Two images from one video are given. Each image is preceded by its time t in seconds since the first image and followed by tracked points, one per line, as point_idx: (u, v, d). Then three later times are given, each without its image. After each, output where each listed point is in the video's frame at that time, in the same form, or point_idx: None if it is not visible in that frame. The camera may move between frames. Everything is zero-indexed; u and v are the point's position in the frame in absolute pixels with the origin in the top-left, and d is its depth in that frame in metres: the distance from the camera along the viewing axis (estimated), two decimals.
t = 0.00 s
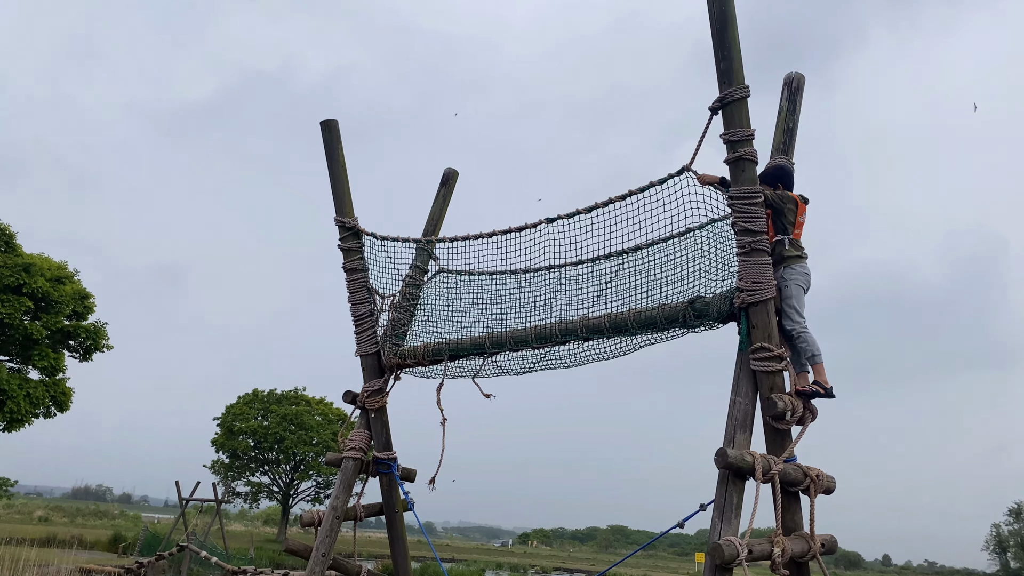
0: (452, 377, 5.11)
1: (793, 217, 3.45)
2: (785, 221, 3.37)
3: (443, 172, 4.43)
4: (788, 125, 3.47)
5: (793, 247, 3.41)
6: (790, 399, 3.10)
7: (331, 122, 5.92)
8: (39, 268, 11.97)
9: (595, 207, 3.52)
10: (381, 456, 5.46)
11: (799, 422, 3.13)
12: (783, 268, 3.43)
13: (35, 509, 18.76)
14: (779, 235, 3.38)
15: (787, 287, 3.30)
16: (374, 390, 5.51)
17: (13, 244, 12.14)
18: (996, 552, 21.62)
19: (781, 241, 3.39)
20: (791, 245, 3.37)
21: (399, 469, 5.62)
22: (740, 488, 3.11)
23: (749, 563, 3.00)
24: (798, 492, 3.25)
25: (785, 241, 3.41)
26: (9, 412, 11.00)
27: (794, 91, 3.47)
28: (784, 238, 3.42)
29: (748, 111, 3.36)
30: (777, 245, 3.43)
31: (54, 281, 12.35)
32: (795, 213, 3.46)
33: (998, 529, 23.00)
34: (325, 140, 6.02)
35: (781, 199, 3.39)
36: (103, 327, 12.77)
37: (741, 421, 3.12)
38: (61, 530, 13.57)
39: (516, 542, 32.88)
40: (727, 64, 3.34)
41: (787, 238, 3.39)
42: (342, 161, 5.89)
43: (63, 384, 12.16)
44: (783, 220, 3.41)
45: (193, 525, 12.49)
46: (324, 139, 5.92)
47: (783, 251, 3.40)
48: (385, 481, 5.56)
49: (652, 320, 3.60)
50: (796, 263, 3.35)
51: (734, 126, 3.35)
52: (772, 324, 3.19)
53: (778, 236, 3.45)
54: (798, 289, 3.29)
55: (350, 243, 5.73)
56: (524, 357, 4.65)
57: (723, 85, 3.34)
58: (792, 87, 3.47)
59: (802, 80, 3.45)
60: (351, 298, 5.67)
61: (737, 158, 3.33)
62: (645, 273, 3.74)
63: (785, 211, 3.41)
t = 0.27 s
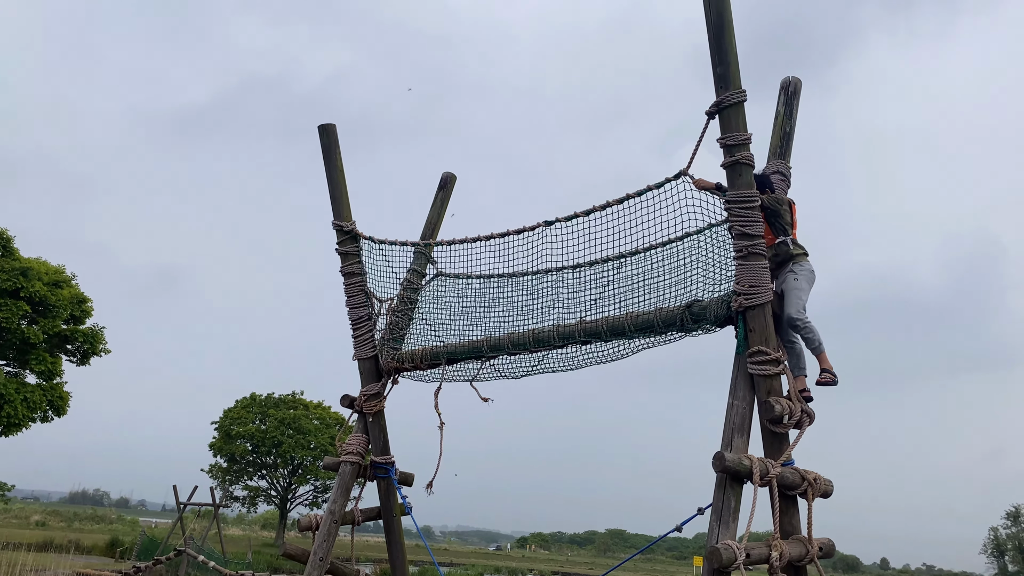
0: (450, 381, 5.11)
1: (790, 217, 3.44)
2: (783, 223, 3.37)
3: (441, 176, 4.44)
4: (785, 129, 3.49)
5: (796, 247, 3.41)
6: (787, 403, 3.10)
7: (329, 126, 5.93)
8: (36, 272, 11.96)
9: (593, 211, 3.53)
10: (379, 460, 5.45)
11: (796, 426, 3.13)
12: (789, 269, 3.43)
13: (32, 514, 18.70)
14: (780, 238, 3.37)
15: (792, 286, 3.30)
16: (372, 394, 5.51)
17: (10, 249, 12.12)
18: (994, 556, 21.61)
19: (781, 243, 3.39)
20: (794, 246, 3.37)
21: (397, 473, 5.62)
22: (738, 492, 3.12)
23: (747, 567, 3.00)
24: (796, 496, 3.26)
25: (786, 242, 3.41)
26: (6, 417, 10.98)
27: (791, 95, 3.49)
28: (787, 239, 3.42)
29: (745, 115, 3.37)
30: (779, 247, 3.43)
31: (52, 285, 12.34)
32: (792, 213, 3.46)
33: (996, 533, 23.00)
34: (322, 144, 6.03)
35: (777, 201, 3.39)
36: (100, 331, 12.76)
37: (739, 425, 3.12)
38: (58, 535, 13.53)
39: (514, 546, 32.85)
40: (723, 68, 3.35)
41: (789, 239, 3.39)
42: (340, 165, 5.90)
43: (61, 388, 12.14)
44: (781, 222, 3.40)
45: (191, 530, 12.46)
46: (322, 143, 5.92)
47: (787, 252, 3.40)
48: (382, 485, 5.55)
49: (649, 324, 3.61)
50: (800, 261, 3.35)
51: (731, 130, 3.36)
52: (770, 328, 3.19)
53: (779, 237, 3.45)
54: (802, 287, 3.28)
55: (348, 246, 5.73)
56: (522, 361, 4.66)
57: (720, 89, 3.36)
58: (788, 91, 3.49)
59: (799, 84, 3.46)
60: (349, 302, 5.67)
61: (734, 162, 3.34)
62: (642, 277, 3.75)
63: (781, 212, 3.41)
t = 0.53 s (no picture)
0: (447, 384, 5.10)
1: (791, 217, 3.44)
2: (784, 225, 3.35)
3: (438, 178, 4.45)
4: (781, 131, 3.51)
5: (799, 248, 3.40)
6: (784, 405, 3.10)
7: (326, 128, 5.94)
8: (32, 275, 11.94)
9: (589, 213, 3.53)
10: (376, 463, 5.44)
11: (793, 428, 3.14)
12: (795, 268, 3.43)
13: (27, 518, 18.62)
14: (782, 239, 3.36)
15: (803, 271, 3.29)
16: (369, 397, 5.50)
17: (6, 252, 12.09)
18: (991, 559, 21.59)
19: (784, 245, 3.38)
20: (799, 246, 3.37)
21: (393, 476, 5.61)
22: (734, 494, 3.11)
23: (744, 569, 3.00)
24: (793, 498, 3.25)
25: (790, 243, 3.40)
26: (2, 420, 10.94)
27: (787, 97, 3.50)
28: (790, 240, 3.42)
29: (742, 118, 3.39)
30: (783, 248, 3.42)
31: (48, 289, 12.31)
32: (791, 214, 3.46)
33: (993, 536, 22.98)
34: (320, 146, 6.03)
35: (774, 203, 3.39)
36: (97, 334, 12.73)
37: (736, 426, 3.12)
38: (53, 540, 13.46)
39: (512, 550, 32.75)
40: (720, 71, 3.37)
41: (793, 240, 3.38)
42: (337, 168, 5.90)
43: (56, 392, 12.10)
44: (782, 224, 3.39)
45: (187, 534, 12.41)
46: (319, 145, 5.93)
47: (791, 253, 3.40)
48: (379, 488, 5.53)
49: (646, 326, 3.61)
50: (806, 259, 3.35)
51: (728, 132, 3.38)
52: (766, 330, 3.20)
53: (782, 239, 3.44)
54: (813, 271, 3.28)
55: (345, 249, 5.73)
56: (519, 364, 4.65)
57: (717, 91, 3.37)
58: (785, 93, 3.51)
59: (795, 86, 3.48)
60: (346, 305, 5.67)
61: (730, 164, 3.35)
62: (640, 279, 3.76)
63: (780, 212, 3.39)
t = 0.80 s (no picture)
0: (444, 387, 5.09)
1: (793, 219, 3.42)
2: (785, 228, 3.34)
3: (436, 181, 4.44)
4: (779, 134, 3.50)
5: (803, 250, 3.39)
6: (782, 408, 3.09)
7: (323, 132, 5.93)
8: (29, 279, 11.92)
9: (587, 216, 3.53)
10: (374, 466, 5.42)
11: (792, 431, 3.12)
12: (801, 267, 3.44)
13: (24, 523, 18.57)
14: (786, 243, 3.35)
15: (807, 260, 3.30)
16: (366, 400, 5.49)
17: (3, 256, 12.08)
18: (988, 561, 21.61)
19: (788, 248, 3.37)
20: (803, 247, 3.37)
21: (391, 480, 5.59)
22: (732, 497, 3.11)
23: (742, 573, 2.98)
24: (791, 501, 3.24)
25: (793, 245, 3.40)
26: None
27: (784, 100, 3.49)
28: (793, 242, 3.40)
29: (739, 120, 3.38)
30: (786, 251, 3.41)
31: (45, 292, 12.28)
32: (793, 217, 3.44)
33: (990, 538, 23.00)
34: (317, 150, 6.02)
35: (774, 206, 3.38)
36: (94, 338, 12.70)
37: (733, 429, 3.12)
38: (50, 544, 13.43)
39: (510, 553, 32.72)
40: (717, 73, 3.35)
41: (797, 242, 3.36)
42: (334, 171, 5.89)
43: (53, 396, 12.07)
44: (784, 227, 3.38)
45: (184, 538, 12.37)
46: (316, 148, 5.92)
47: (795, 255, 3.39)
48: (377, 492, 5.52)
49: (644, 329, 3.60)
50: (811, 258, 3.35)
51: (725, 135, 3.37)
52: (764, 333, 3.19)
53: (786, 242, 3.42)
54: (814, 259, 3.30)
55: (342, 252, 5.73)
56: (517, 367, 4.64)
57: (714, 94, 3.36)
58: (782, 96, 3.49)
59: (792, 89, 3.46)
60: (343, 308, 5.66)
61: (728, 167, 3.34)
62: (637, 281, 3.75)
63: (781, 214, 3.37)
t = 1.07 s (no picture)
0: (443, 391, 5.09)
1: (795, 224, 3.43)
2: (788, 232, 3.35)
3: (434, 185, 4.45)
4: (777, 137, 3.47)
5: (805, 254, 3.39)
6: (781, 411, 3.09)
7: (321, 136, 5.93)
8: (27, 283, 11.91)
9: (585, 220, 3.54)
10: (372, 471, 5.41)
11: (790, 435, 3.12)
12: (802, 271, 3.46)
13: (21, 527, 18.54)
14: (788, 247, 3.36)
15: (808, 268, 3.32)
16: (365, 405, 5.49)
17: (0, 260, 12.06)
18: (987, 564, 21.60)
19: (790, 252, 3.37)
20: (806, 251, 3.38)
21: (389, 484, 5.58)
22: (731, 501, 3.10)
23: None
24: (790, 505, 3.23)
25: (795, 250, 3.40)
26: None
27: (782, 104, 3.48)
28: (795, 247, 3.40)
29: (737, 125, 3.38)
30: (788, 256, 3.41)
31: (42, 297, 12.26)
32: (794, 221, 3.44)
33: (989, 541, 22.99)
34: (315, 154, 6.03)
35: (775, 211, 3.38)
36: (92, 342, 12.69)
37: (732, 433, 3.11)
38: (48, 549, 13.39)
39: (509, 557, 32.68)
40: (715, 78, 3.36)
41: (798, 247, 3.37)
42: (332, 176, 5.90)
43: (51, 401, 12.05)
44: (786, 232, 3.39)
45: (182, 543, 12.34)
46: (314, 152, 5.92)
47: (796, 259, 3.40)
48: (375, 496, 5.50)
49: (643, 333, 3.60)
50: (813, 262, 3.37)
51: (723, 139, 3.37)
52: (762, 337, 3.19)
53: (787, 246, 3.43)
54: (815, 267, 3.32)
55: (341, 256, 5.72)
56: (516, 371, 4.64)
57: (712, 98, 3.37)
58: (780, 100, 3.48)
59: (790, 93, 3.46)
60: (342, 312, 5.65)
61: (726, 171, 3.34)
62: (636, 285, 3.75)
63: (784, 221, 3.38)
